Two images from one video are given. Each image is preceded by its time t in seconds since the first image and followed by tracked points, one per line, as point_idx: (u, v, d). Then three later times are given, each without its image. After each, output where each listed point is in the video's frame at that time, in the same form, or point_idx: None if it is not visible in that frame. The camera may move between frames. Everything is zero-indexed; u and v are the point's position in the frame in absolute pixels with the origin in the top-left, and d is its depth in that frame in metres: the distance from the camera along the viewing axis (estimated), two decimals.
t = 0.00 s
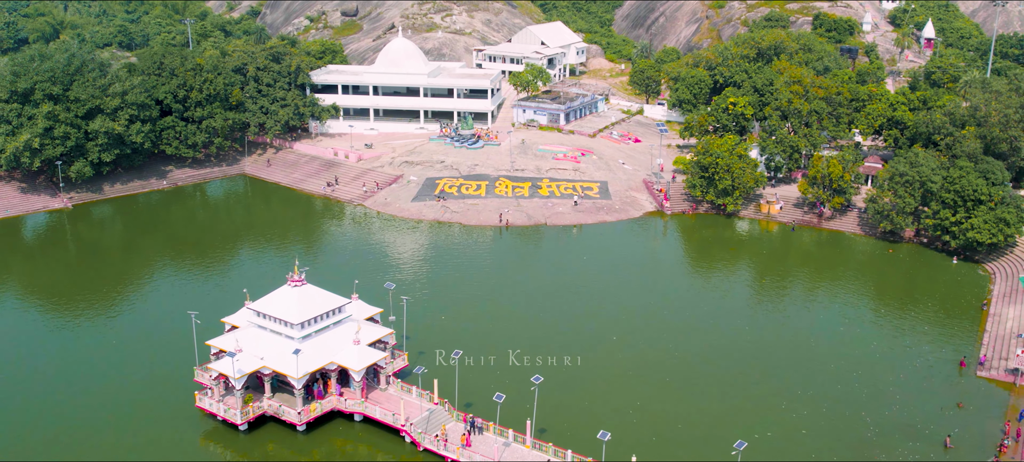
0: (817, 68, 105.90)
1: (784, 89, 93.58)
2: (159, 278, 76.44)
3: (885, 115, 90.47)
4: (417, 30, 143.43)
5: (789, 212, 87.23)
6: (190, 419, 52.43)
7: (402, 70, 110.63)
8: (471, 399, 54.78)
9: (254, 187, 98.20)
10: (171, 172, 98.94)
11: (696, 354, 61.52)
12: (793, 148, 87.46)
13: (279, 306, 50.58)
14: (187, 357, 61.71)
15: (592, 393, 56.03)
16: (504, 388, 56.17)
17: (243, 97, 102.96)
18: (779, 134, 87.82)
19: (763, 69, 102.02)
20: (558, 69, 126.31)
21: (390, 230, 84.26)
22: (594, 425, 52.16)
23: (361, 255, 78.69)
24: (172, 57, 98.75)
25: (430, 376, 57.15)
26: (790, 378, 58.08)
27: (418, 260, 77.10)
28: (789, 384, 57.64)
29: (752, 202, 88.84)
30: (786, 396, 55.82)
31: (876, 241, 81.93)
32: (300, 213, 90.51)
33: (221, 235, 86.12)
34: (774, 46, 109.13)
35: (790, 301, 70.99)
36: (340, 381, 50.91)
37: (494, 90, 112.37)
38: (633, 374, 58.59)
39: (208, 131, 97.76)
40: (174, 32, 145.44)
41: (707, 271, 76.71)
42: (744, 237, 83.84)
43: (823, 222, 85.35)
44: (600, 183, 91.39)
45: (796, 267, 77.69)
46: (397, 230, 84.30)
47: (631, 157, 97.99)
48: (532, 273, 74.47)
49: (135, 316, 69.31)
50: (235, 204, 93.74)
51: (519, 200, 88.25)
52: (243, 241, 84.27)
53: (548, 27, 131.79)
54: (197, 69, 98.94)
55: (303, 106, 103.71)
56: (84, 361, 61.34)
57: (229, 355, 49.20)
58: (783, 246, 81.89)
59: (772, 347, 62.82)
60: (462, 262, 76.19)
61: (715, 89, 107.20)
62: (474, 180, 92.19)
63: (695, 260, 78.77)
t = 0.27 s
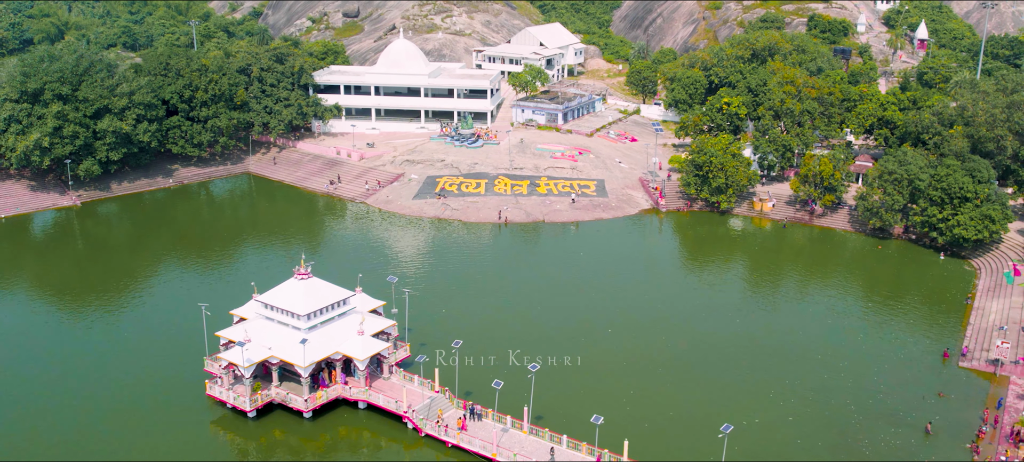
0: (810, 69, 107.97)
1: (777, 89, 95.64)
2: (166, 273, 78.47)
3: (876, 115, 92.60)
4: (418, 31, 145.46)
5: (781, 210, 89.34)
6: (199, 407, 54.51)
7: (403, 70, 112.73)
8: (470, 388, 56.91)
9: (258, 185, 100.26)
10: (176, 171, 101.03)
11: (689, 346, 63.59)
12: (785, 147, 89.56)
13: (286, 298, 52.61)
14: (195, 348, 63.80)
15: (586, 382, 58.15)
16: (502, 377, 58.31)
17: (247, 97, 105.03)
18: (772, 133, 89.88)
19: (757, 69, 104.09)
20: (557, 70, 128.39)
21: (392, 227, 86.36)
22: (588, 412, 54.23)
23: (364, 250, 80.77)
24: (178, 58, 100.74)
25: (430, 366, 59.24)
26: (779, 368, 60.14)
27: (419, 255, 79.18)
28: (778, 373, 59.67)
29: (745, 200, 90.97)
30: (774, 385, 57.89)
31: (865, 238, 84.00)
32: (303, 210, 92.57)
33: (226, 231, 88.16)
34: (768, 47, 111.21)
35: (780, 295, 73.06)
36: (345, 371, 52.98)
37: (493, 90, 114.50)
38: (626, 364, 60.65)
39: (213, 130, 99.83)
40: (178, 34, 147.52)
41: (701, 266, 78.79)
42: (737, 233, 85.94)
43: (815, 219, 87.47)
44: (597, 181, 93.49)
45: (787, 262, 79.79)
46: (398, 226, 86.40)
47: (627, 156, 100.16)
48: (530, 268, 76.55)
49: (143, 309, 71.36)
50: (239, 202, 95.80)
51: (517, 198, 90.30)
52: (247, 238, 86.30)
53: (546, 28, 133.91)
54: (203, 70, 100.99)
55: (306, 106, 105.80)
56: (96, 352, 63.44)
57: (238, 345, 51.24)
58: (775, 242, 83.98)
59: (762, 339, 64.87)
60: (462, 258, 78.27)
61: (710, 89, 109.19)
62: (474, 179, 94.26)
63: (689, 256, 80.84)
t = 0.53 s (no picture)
0: (803, 69, 110.01)
1: (770, 88, 97.72)
2: (173, 268, 80.44)
3: (866, 114, 95.16)
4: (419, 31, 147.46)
5: (774, 207, 91.42)
6: (209, 395, 56.64)
7: (404, 70, 114.84)
8: (469, 377, 59.04)
9: (261, 183, 102.28)
10: (182, 169, 103.10)
11: (681, 338, 65.67)
12: (778, 146, 91.71)
13: (293, 290, 54.67)
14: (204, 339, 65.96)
15: (581, 373, 60.33)
16: (500, 367, 60.46)
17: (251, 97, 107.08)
18: (765, 133, 92.01)
19: (751, 70, 106.15)
20: (555, 70, 130.44)
21: (394, 223, 88.43)
22: (583, 401, 56.32)
23: (366, 246, 82.82)
24: (183, 59, 102.68)
25: (431, 357, 61.33)
26: (768, 359, 62.21)
27: (420, 251, 81.26)
28: (767, 364, 61.74)
29: (738, 198, 93.09)
30: (763, 375, 59.97)
31: (856, 234, 86.05)
32: (306, 207, 94.60)
33: (231, 228, 90.14)
34: (763, 48, 113.27)
35: (771, 289, 75.13)
36: (349, 360, 55.04)
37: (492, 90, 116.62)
38: (621, 356, 62.74)
39: (218, 130, 101.89)
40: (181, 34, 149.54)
41: (695, 261, 80.86)
42: (731, 230, 87.99)
43: (807, 216, 89.60)
44: (594, 180, 95.62)
45: (779, 258, 81.88)
46: (400, 223, 88.46)
47: (624, 155, 102.35)
48: (528, 264, 78.64)
49: (152, 303, 73.39)
50: (244, 199, 97.81)
51: (516, 195, 92.36)
52: (251, 234, 88.29)
53: (545, 29, 135.96)
54: (208, 70, 103.01)
55: (309, 106, 107.87)
56: (108, 344, 65.52)
57: (247, 335, 53.27)
58: (767, 239, 86.03)
59: (752, 331, 66.94)
60: (462, 254, 80.37)
61: (706, 89, 111.25)
62: (474, 177, 96.33)
63: (683, 252, 82.90)
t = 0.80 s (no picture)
0: (796, 70, 112.11)
1: (763, 89, 99.84)
2: (180, 264, 82.43)
3: (859, 114, 97.09)
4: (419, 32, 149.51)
5: (767, 204, 93.49)
6: (217, 385, 58.72)
7: (405, 71, 117.04)
8: (469, 367, 61.19)
9: (265, 181, 104.32)
10: (187, 168, 105.17)
11: (675, 331, 67.79)
12: (771, 145, 93.82)
13: (300, 283, 56.71)
14: (212, 332, 68.05)
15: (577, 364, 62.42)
16: (499, 357, 62.60)
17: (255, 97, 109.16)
18: (758, 132, 94.12)
19: (745, 70, 108.23)
20: (554, 70, 132.53)
21: (395, 220, 90.48)
22: (579, 389, 58.46)
23: (369, 242, 84.89)
24: (189, 59, 104.70)
25: (432, 348, 63.45)
26: (758, 351, 64.31)
27: (421, 247, 83.37)
28: (757, 355, 63.85)
29: (732, 196, 95.17)
30: (753, 365, 62.08)
31: (847, 231, 88.12)
32: (309, 205, 96.63)
33: (236, 225, 92.16)
34: (757, 49, 115.38)
35: (763, 283, 77.24)
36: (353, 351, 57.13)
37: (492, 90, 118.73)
38: (616, 348, 64.84)
39: (223, 129, 103.99)
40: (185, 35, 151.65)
41: (689, 257, 82.91)
42: (725, 227, 90.05)
43: (799, 213, 91.70)
44: (591, 178, 97.74)
45: (771, 253, 83.96)
46: (401, 220, 90.54)
47: (621, 153, 104.47)
48: (527, 259, 80.77)
49: (160, 297, 75.42)
50: (248, 197, 99.81)
51: (515, 193, 94.43)
52: (256, 231, 90.31)
53: (543, 30, 138.06)
54: (213, 71, 105.06)
55: (312, 106, 109.98)
56: (119, 336, 67.60)
57: (255, 326, 55.31)
58: (760, 235, 88.07)
59: (744, 324, 69.05)
60: (462, 250, 82.48)
61: (701, 89, 113.29)
62: (474, 175, 98.43)
63: (678, 248, 84.97)
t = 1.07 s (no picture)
0: (790, 70, 114.16)
1: (757, 89, 101.91)
2: (186, 260, 84.39)
3: (850, 114, 99.04)
4: (420, 33, 151.44)
5: (760, 202, 95.56)
6: (226, 375, 60.79)
7: (406, 71, 119.27)
8: (469, 359, 63.35)
9: (269, 179, 106.36)
10: (193, 166, 107.25)
11: (668, 323, 69.92)
12: (764, 144, 95.91)
13: (306, 276, 58.78)
14: (219, 325, 70.14)
15: (573, 356, 64.45)
16: (498, 349, 64.73)
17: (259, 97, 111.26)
18: (752, 131, 96.18)
19: (740, 71, 110.27)
20: (552, 71, 134.57)
21: (396, 217, 92.58)
22: (575, 379, 60.57)
23: (372, 238, 86.93)
24: (194, 60, 106.68)
25: (433, 341, 65.63)
26: (749, 342, 66.43)
27: (422, 243, 85.45)
28: (748, 346, 65.98)
29: (727, 194, 97.23)
30: (744, 356, 64.19)
31: (838, 228, 90.18)
32: (312, 203, 98.69)
33: (240, 222, 94.14)
34: (752, 50, 117.50)
35: (755, 278, 79.35)
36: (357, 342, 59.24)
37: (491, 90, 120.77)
38: (611, 340, 66.95)
39: (228, 128, 106.13)
40: (189, 36, 153.72)
41: (684, 253, 84.98)
42: (719, 224, 92.08)
43: (791, 210, 93.75)
44: (588, 176, 99.80)
45: (764, 250, 86.01)
46: (403, 217, 92.63)
47: (617, 152, 106.57)
48: (525, 255, 82.90)
49: (169, 291, 77.51)
50: (252, 195, 101.81)
51: (514, 191, 96.50)
52: (260, 228, 92.29)
53: (542, 31, 140.15)
54: (218, 71, 107.11)
55: (315, 105, 112.14)
56: (130, 329, 69.73)
57: (263, 318, 57.39)
58: (754, 232, 90.08)
59: (735, 317, 71.19)
60: (462, 246, 84.56)
61: (698, 89, 115.16)
62: (473, 173, 100.53)
63: (673, 244, 86.98)
